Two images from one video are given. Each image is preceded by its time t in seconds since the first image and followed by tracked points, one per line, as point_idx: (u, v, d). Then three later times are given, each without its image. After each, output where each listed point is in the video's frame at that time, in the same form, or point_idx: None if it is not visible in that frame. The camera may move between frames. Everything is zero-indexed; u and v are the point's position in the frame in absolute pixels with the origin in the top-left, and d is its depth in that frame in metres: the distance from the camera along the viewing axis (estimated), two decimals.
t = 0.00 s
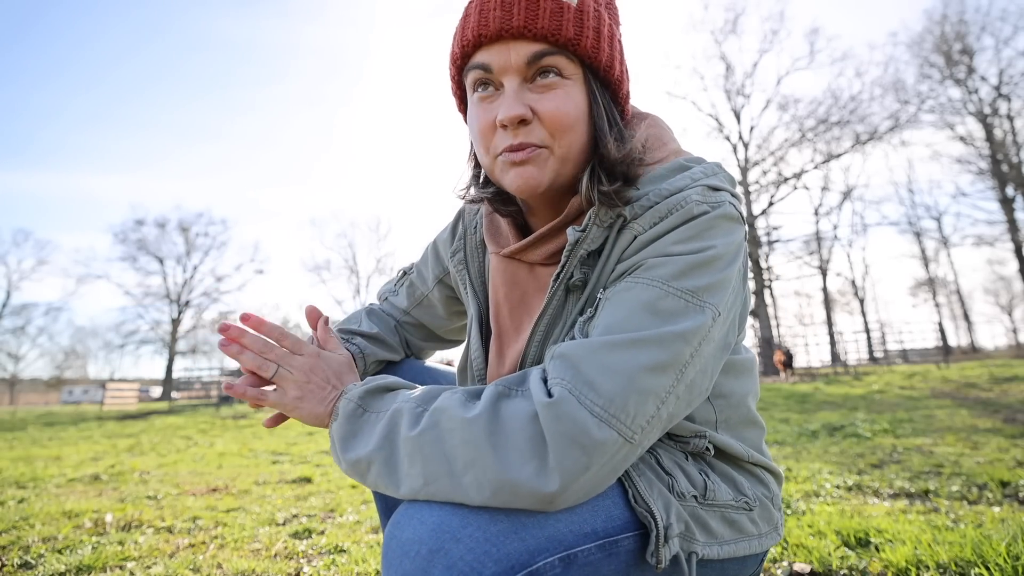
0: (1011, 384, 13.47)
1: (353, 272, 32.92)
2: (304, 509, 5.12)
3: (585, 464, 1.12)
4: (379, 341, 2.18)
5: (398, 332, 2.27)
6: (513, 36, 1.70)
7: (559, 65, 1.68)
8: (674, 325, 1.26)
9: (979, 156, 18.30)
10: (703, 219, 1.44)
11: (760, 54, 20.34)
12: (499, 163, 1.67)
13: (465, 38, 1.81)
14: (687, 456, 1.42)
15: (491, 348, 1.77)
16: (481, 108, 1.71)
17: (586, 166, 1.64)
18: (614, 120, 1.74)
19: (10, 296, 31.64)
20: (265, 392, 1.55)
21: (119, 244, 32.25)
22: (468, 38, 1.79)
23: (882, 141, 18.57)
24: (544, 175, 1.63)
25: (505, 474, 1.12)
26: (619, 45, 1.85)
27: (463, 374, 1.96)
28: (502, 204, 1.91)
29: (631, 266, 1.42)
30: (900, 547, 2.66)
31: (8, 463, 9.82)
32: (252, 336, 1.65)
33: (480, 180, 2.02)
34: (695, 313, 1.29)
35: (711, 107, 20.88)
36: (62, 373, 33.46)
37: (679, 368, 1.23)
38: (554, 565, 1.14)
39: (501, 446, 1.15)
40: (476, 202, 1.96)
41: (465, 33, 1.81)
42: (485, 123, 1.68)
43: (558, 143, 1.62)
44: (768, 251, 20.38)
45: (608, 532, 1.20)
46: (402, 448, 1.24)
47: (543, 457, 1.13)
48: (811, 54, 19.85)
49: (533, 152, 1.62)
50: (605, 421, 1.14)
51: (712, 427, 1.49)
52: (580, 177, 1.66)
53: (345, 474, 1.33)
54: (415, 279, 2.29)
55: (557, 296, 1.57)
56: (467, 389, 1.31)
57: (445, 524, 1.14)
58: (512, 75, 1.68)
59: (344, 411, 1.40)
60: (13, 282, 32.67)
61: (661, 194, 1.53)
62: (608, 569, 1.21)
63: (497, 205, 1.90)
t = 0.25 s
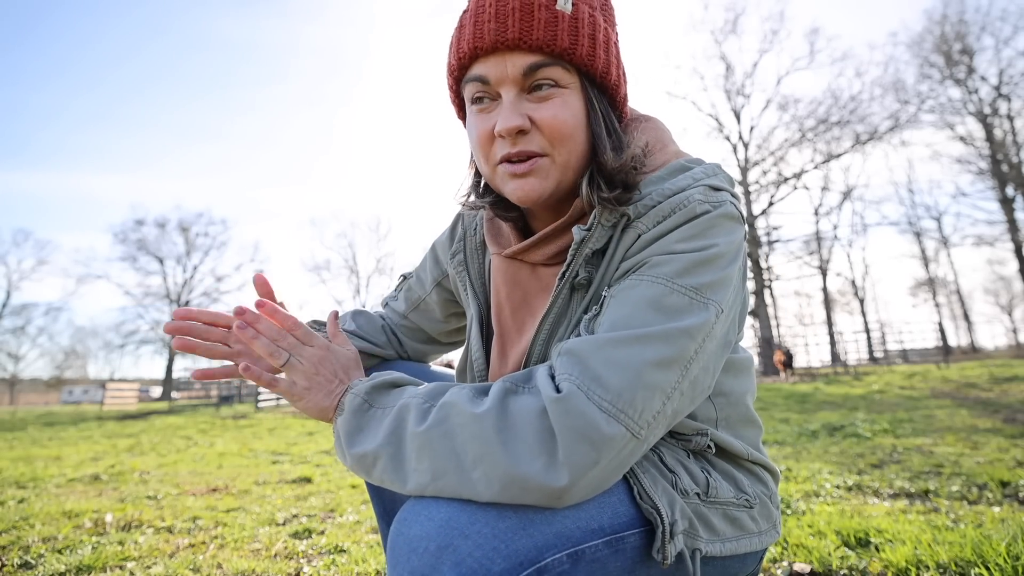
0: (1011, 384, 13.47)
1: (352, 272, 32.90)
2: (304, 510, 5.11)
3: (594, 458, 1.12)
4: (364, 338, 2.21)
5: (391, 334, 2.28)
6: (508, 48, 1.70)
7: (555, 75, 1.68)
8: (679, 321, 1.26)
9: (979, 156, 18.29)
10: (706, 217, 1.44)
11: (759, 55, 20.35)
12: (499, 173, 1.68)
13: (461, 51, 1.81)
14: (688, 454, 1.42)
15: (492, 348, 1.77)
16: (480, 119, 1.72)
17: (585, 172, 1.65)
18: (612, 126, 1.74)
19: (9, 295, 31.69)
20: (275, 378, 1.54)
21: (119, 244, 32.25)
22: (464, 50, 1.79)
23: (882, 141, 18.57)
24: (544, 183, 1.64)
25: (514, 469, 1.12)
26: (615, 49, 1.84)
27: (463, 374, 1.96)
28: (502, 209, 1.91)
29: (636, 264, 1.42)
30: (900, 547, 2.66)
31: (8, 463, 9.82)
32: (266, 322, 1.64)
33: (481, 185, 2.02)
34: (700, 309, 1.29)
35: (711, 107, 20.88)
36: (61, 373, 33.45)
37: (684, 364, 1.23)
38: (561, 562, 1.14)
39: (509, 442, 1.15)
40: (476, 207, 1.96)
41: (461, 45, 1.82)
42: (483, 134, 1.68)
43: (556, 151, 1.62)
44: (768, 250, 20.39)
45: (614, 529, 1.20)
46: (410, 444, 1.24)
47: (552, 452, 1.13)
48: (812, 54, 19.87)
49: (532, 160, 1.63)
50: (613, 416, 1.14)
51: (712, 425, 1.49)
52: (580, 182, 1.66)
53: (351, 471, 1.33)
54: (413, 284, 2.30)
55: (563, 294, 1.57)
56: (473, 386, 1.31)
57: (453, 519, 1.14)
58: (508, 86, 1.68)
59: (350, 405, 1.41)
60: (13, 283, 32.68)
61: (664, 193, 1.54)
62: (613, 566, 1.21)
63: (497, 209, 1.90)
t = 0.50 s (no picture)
0: (1011, 384, 13.47)
1: (352, 272, 32.90)
2: (304, 510, 5.12)
3: (596, 458, 1.12)
4: (358, 336, 2.22)
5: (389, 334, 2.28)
6: (510, 40, 1.70)
7: (555, 68, 1.68)
8: (683, 322, 1.26)
9: (979, 156, 18.30)
10: (710, 219, 1.44)
11: (760, 55, 20.38)
12: (498, 163, 1.69)
13: (465, 43, 1.82)
14: (688, 454, 1.42)
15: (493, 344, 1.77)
16: (482, 110, 1.72)
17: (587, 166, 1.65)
18: (614, 121, 1.74)
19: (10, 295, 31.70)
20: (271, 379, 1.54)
21: (119, 244, 32.28)
22: (468, 42, 1.80)
23: (882, 141, 18.58)
24: (542, 176, 1.64)
25: (516, 468, 1.12)
26: (620, 45, 1.83)
27: (463, 372, 1.96)
28: (505, 201, 1.91)
29: (639, 264, 1.42)
30: (900, 547, 2.66)
31: (8, 463, 9.82)
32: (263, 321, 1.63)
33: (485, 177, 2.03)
34: (702, 311, 1.29)
35: (711, 107, 20.89)
36: (61, 373, 33.46)
37: (687, 365, 1.23)
38: (562, 560, 1.14)
39: (511, 441, 1.15)
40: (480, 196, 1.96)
41: (465, 37, 1.82)
42: (484, 124, 1.69)
43: (555, 144, 1.63)
44: (768, 251, 20.39)
45: (614, 528, 1.21)
46: (410, 444, 1.24)
47: (554, 451, 1.13)
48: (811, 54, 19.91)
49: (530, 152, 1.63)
50: (616, 416, 1.14)
51: (711, 425, 1.49)
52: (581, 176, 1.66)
53: (349, 470, 1.33)
54: (416, 284, 2.30)
55: (564, 292, 1.57)
56: (475, 385, 1.30)
57: (454, 518, 1.14)
58: (510, 78, 1.68)
59: (348, 406, 1.41)
60: (13, 282, 32.73)
61: (667, 194, 1.53)
62: (614, 565, 1.21)
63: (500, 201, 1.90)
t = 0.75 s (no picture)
0: (1011, 384, 13.47)
1: (352, 272, 32.89)
2: (304, 510, 5.12)
3: (590, 457, 1.12)
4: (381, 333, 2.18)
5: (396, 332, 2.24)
6: (498, 44, 1.71)
7: (543, 72, 1.67)
8: (676, 320, 1.25)
9: (979, 156, 18.31)
10: (703, 217, 1.44)
11: (760, 55, 20.40)
12: (490, 168, 1.69)
13: (456, 49, 1.83)
14: (687, 454, 1.42)
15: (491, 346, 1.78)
16: (472, 115, 1.73)
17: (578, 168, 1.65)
18: (604, 122, 1.73)
19: (10, 296, 31.57)
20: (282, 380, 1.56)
21: (119, 244, 32.28)
22: (458, 48, 1.81)
23: (882, 141, 18.59)
24: (533, 178, 1.64)
25: (511, 466, 1.12)
26: (609, 47, 1.82)
27: (463, 372, 1.96)
28: (499, 204, 1.90)
29: (633, 263, 1.42)
30: (900, 547, 2.66)
31: (8, 463, 9.82)
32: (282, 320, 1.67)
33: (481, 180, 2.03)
34: (696, 309, 1.29)
35: (711, 107, 20.90)
36: (61, 374, 33.46)
37: (681, 364, 1.23)
38: (559, 561, 1.14)
39: (506, 440, 1.15)
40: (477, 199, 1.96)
41: (455, 44, 1.83)
42: (474, 129, 1.69)
43: (545, 146, 1.62)
44: (768, 250, 20.40)
45: (611, 529, 1.20)
46: (409, 442, 1.24)
47: (548, 450, 1.13)
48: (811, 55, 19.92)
49: (521, 155, 1.63)
50: (609, 415, 1.14)
51: (710, 424, 1.49)
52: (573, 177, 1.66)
53: (350, 467, 1.34)
54: (412, 280, 2.29)
55: (559, 293, 1.57)
56: (473, 385, 1.31)
57: (451, 520, 1.14)
58: (498, 82, 1.68)
59: (352, 405, 1.41)
60: (13, 283, 32.79)
61: (661, 193, 1.53)
62: (611, 566, 1.21)
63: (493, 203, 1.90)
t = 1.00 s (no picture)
0: (1011, 384, 13.47)
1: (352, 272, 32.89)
2: (303, 510, 5.11)
3: (590, 462, 1.12)
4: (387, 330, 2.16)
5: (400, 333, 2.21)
6: (494, 44, 1.71)
7: (539, 71, 1.67)
8: (675, 323, 1.25)
9: (979, 156, 18.31)
10: (700, 217, 1.44)
11: (759, 55, 20.50)
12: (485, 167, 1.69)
13: (452, 49, 1.83)
14: (687, 454, 1.42)
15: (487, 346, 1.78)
16: (468, 115, 1.72)
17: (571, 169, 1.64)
18: (599, 122, 1.73)
19: (10, 295, 31.81)
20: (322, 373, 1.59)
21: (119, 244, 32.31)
22: (455, 47, 1.81)
23: (882, 141, 18.61)
24: (528, 178, 1.63)
25: (510, 468, 1.12)
26: (605, 47, 1.82)
27: (461, 372, 1.96)
28: (495, 204, 1.90)
29: (631, 265, 1.42)
30: (900, 547, 2.66)
31: (8, 463, 9.81)
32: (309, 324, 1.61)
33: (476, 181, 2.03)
34: (695, 310, 1.29)
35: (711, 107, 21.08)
36: (61, 374, 33.48)
37: (680, 366, 1.23)
38: (560, 564, 1.14)
39: (506, 442, 1.15)
40: (472, 201, 1.97)
41: (452, 43, 1.84)
42: (471, 128, 1.69)
43: (540, 146, 1.62)
44: (768, 251, 20.40)
45: (612, 531, 1.20)
46: (422, 430, 1.24)
47: (548, 454, 1.13)
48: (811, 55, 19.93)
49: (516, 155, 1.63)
50: (609, 419, 1.14)
51: (710, 425, 1.49)
52: (567, 178, 1.65)
53: (367, 449, 1.34)
54: (410, 280, 2.30)
55: (556, 294, 1.57)
56: (477, 384, 1.31)
57: (450, 523, 1.14)
58: (494, 81, 1.68)
59: (376, 383, 1.41)
60: (14, 283, 32.83)
61: (658, 193, 1.53)
62: (612, 568, 1.21)
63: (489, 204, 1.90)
